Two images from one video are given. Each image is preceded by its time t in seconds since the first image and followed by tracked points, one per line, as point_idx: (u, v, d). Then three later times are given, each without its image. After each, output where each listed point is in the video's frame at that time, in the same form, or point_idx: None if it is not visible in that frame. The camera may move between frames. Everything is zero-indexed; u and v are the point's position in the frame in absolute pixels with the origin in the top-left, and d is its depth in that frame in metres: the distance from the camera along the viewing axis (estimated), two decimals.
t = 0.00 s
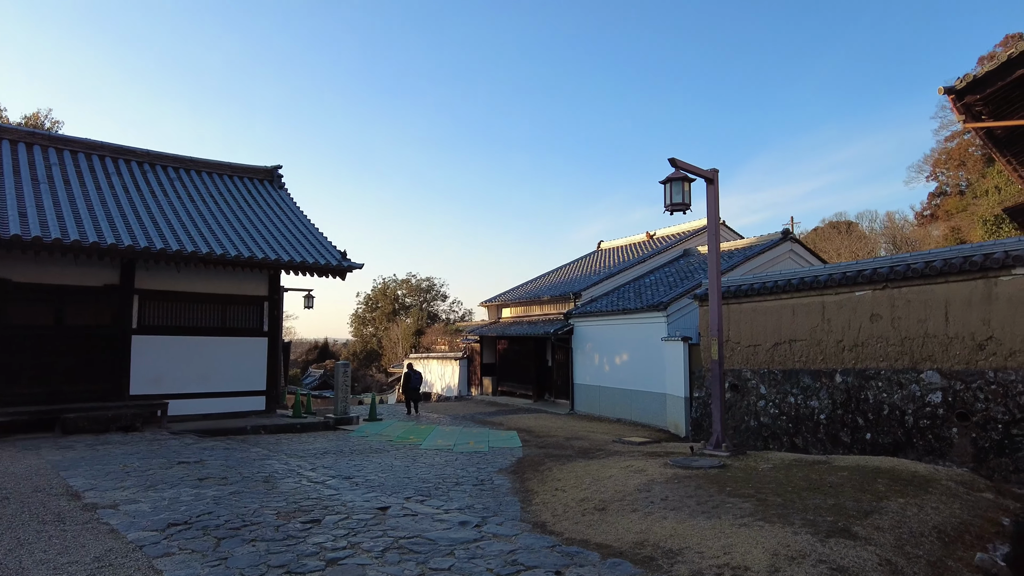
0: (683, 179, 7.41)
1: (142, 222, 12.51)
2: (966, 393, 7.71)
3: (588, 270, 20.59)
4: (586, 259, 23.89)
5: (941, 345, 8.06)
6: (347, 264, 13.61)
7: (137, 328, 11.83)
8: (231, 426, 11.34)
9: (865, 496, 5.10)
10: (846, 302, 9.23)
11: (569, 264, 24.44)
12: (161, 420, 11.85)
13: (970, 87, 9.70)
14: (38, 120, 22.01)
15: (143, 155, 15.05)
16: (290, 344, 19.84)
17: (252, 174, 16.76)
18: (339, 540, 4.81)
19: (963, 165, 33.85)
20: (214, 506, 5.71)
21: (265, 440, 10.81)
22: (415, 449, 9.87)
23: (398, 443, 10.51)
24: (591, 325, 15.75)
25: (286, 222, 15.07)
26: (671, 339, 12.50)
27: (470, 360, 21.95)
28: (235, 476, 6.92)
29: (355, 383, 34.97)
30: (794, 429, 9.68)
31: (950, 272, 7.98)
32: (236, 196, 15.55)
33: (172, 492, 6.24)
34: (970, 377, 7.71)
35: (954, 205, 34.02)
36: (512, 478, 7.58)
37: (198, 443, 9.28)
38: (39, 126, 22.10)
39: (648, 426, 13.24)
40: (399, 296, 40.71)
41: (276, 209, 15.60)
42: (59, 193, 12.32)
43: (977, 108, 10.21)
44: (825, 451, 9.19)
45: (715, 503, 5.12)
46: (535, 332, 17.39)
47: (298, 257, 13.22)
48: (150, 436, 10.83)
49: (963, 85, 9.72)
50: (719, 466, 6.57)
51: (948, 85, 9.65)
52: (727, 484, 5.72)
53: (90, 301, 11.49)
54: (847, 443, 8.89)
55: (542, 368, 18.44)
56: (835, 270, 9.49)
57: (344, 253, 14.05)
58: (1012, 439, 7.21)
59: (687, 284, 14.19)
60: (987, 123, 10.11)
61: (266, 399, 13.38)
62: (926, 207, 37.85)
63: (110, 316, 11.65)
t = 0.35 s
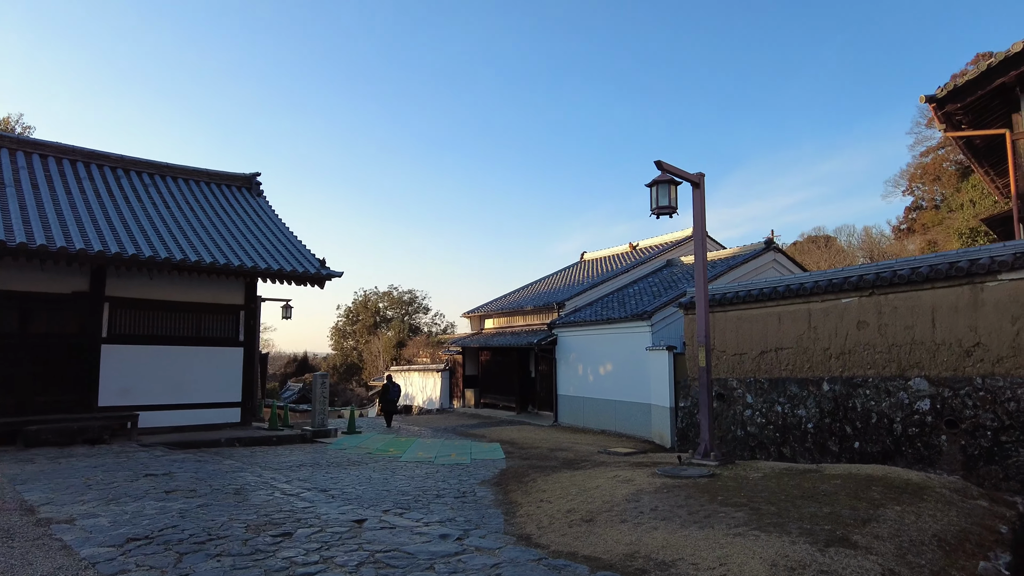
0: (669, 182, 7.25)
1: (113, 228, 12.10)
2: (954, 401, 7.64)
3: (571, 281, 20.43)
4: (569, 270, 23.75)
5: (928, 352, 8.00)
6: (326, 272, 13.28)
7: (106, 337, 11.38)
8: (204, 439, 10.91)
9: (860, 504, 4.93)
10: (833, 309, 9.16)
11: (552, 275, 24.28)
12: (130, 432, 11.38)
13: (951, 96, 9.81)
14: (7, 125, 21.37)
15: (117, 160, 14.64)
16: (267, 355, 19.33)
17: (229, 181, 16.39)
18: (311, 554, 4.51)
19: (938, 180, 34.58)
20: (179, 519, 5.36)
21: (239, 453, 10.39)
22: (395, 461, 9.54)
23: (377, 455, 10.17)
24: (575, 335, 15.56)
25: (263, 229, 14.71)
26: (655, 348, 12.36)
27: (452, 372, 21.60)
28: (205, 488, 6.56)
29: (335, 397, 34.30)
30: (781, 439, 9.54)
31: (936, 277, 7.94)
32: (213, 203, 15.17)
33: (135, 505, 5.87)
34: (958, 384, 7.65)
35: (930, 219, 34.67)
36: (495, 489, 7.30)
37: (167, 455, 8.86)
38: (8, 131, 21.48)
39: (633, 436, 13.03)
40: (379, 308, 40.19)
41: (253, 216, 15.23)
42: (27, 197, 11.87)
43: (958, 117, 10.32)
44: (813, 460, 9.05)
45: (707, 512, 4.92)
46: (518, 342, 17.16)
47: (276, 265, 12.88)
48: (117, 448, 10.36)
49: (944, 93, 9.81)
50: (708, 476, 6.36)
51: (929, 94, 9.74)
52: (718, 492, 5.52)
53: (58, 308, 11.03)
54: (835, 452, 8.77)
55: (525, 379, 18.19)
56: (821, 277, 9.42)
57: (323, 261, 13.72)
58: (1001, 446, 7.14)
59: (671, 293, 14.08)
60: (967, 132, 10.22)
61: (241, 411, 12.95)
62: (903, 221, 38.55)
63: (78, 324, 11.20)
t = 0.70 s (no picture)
0: (661, 185, 7.04)
1: (88, 231, 11.71)
2: (946, 408, 7.59)
3: (558, 289, 20.26)
4: (555, 278, 23.60)
5: (920, 359, 7.96)
6: (309, 278, 12.99)
7: (80, 343, 10.98)
8: (181, 448, 10.53)
9: (861, 513, 4.78)
10: (823, 315, 9.11)
11: (538, 283, 24.13)
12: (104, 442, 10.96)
13: (938, 104, 9.88)
14: None
15: (94, 162, 14.23)
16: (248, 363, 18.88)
17: (211, 185, 16.02)
18: (290, 569, 4.26)
19: (918, 191, 35.27)
20: (149, 533, 5.07)
21: (216, 463, 10.03)
22: (379, 472, 9.26)
23: (360, 465, 9.88)
24: (562, 343, 15.38)
25: (245, 234, 14.38)
26: (643, 355, 12.21)
27: (437, 380, 21.29)
28: (179, 499, 6.25)
29: (317, 407, 33.71)
30: (772, 447, 9.43)
31: (927, 283, 7.92)
32: (193, 207, 14.79)
33: (105, 518, 5.56)
34: (950, 391, 7.61)
35: (912, 229, 35.34)
36: (482, 500, 7.07)
37: (141, 466, 8.50)
38: None
39: (621, 445, 12.86)
40: (363, 316, 39.70)
41: (235, 221, 14.89)
42: None
43: (944, 125, 10.41)
44: (804, 469, 8.94)
45: (704, 523, 4.74)
46: (504, 350, 16.93)
47: (258, 270, 12.57)
48: (89, 458, 9.95)
49: (931, 101, 9.88)
50: (702, 485, 6.20)
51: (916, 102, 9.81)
52: (714, 502, 5.35)
53: (29, 313, 10.64)
54: (827, 460, 8.67)
55: (511, 388, 17.95)
56: (812, 283, 9.37)
57: (306, 266, 13.42)
58: (994, 454, 7.08)
59: (659, 300, 13.98)
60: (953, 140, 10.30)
61: (220, 420, 12.56)
62: (884, 232, 39.31)
63: (51, 330, 10.80)
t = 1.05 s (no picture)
0: (662, 179, 6.84)
1: (68, 226, 11.30)
2: (948, 408, 7.48)
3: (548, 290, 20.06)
4: (545, 279, 23.40)
5: (920, 359, 7.86)
6: (296, 276, 12.66)
7: (59, 342, 10.59)
8: (162, 450, 10.16)
9: (874, 515, 4.61)
10: (822, 315, 9.00)
11: (527, 284, 23.92)
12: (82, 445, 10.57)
13: (935, 103, 9.84)
14: None
15: (75, 157, 13.78)
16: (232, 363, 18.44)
17: (196, 181, 15.61)
18: None
19: (905, 195, 36.60)
20: (127, 539, 4.76)
21: (199, 465, 9.67)
22: (368, 474, 8.97)
23: (348, 468, 9.58)
24: (554, 344, 15.18)
25: (230, 231, 14.03)
26: (637, 356, 12.02)
27: (426, 382, 20.98)
28: (160, 502, 5.94)
29: (302, 409, 33.19)
30: (769, 448, 9.29)
31: (928, 282, 7.82)
32: (178, 204, 14.39)
33: (79, 523, 5.24)
34: (951, 391, 7.50)
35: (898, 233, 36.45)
36: (477, 503, 6.82)
37: (119, 468, 8.13)
38: None
39: (614, 447, 12.66)
40: (349, 319, 39.25)
41: (220, 218, 14.52)
42: None
43: (940, 125, 10.37)
44: (803, 470, 8.81)
45: (713, 526, 4.54)
46: (494, 351, 16.68)
47: (243, 267, 12.23)
48: (65, 461, 9.55)
49: (926, 101, 9.79)
50: (705, 487, 6.01)
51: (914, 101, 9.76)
52: (721, 504, 5.16)
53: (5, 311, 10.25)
54: (826, 462, 8.54)
55: (501, 389, 17.70)
56: (810, 283, 9.25)
57: (293, 264, 13.09)
58: (996, 454, 6.98)
59: (652, 300, 13.82)
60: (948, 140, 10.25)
61: (204, 421, 12.19)
62: (870, 236, 40.36)
63: (28, 328, 10.41)
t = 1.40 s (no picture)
0: (662, 176, 6.65)
1: (39, 221, 10.80)
2: (944, 411, 7.42)
3: (534, 291, 19.85)
4: (530, 280, 23.19)
5: (916, 361, 7.80)
6: (278, 275, 12.29)
7: (28, 342, 10.10)
8: (137, 454, 9.73)
9: (885, 522, 4.46)
10: (816, 317, 8.92)
11: (512, 286, 23.70)
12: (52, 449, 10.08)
13: (927, 106, 9.85)
14: None
15: (46, 149, 13.21)
16: (211, 364, 17.90)
17: (175, 177, 15.10)
18: None
19: (885, 201, 37.81)
20: (98, 553, 4.42)
21: (175, 470, 9.26)
22: (354, 480, 8.65)
23: (332, 473, 9.25)
24: (541, 345, 14.96)
25: (210, 228, 13.59)
26: (627, 358, 11.85)
27: (409, 384, 20.61)
28: (135, 510, 5.58)
29: (281, 412, 32.56)
30: (762, 452, 9.18)
31: (924, 284, 7.76)
32: (155, 199, 13.90)
33: (47, 534, 4.87)
34: (948, 394, 7.44)
35: (878, 238, 37.73)
36: (468, 509, 6.56)
37: (90, 473, 7.71)
38: None
39: (602, 450, 12.47)
40: (330, 320, 38.68)
41: (199, 214, 14.07)
42: None
43: (931, 128, 10.41)
44: (797, 474, 8.70)
45: (722, 535, 4.36)
46: (481, 353, 16.42)
47: (224, 265, 11.83)
48: (32, 466, 9.06)
49: (920, 101, 9.85)
50: (706, 493, 5.83)
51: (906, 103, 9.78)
52: (726, 511, 4.98)
53: None
54: (820, 466, 8.44)
55: (486, 391, 17.43)
56: (804, 284, 9.16)
57: (275, 263, 12.72)
58: (994, 458, 6.91)
59: (641, 301, 13.69)
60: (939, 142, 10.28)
61: (181, 424, 11.76)
62: (849, 240, 41.53)
63: None
